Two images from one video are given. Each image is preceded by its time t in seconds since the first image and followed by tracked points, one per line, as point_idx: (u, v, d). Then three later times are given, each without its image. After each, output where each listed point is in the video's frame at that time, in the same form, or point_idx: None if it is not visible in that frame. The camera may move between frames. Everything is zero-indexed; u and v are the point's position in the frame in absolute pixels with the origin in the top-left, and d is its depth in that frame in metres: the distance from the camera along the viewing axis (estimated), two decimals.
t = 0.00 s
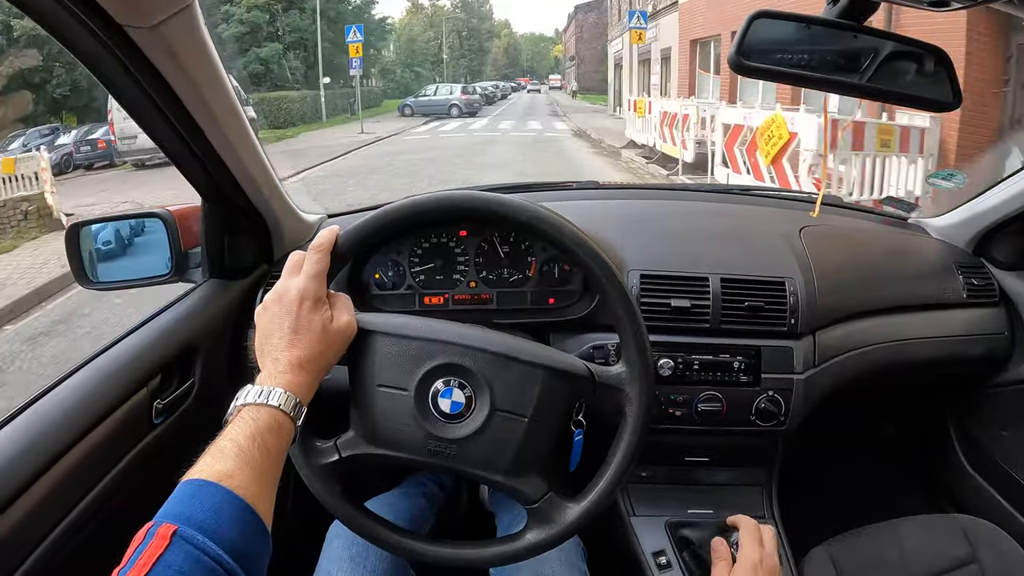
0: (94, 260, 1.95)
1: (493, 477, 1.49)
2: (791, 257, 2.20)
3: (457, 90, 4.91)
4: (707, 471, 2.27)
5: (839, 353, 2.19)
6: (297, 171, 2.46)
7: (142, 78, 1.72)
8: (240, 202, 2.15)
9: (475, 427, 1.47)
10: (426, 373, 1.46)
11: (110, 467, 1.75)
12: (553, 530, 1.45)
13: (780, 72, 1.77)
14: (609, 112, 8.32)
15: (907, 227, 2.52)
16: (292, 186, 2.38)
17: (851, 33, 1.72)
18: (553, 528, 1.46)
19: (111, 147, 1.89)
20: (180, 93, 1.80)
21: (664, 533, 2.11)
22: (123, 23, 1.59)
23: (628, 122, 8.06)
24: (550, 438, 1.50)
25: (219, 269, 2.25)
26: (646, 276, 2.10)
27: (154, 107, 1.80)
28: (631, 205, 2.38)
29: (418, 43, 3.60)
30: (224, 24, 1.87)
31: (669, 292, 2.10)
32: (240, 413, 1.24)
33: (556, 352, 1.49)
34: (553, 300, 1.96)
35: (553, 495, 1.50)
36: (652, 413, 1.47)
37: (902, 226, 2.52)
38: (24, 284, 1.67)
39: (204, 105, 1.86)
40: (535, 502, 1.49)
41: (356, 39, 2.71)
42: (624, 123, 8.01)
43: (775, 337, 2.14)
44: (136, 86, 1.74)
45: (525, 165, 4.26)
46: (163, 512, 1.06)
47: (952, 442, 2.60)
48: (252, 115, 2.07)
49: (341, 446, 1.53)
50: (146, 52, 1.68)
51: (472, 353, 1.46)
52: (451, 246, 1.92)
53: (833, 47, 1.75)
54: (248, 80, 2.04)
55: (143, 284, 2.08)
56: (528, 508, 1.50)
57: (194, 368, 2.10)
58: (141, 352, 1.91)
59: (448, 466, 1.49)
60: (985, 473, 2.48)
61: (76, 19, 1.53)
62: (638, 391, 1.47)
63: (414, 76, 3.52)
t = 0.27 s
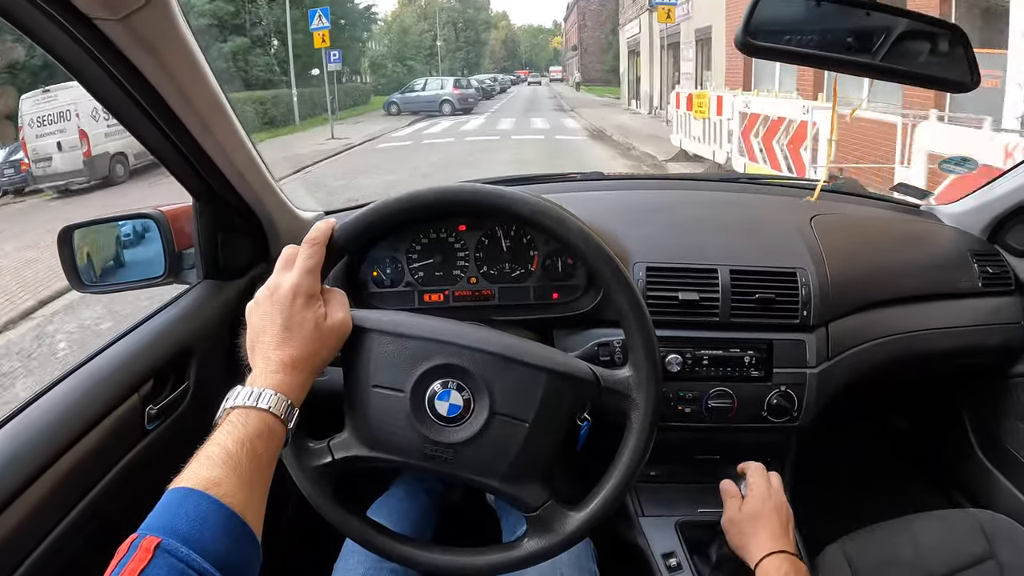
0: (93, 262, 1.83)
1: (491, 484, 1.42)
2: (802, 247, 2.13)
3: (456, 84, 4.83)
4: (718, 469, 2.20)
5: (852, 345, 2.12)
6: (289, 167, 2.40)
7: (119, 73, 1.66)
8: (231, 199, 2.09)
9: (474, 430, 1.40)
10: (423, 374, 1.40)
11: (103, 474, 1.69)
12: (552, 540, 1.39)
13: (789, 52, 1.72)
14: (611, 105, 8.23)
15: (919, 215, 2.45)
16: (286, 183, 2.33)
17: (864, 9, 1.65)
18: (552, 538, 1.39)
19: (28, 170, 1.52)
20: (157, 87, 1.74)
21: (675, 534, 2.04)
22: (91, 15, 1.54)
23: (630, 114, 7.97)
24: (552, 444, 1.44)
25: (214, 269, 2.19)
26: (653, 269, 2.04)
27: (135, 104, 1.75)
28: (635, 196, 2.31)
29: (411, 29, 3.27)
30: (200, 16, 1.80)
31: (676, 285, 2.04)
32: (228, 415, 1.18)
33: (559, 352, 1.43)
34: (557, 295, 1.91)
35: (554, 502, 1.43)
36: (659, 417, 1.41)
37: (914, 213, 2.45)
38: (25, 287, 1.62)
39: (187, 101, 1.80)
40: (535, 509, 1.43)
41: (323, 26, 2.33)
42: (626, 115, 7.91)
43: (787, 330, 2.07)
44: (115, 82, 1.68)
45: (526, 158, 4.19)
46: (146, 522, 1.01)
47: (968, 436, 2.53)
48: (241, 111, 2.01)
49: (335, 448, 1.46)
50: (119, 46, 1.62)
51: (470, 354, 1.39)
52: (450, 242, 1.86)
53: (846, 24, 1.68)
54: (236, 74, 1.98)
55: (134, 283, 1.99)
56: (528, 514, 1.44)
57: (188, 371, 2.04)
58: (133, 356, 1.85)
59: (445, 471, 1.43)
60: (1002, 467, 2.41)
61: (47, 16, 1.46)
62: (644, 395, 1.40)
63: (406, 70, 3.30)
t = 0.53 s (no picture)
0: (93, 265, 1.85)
1: (502, 482, 1.44)
2: (808, 245, 2.13)
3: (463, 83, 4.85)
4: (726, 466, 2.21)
5: (859, 342, 2.13)
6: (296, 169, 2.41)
7: (126, 78, 1.66)
8: (240, 202, 2.11)
9: (484, 430, 1.42)
10: (433, 375, 1.41)
11: (117, 476, 1.71)
12: (562, 537, 1.40)
13: (795, 51, 1.72)
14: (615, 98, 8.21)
15: (925, 211, 2.45)
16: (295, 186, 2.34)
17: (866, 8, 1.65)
18: (563, 535, 1.40)
19: None
20: (167, 95, 1.75)
21: (684, 531, 2.05)
22: (102, 25, 1.54)
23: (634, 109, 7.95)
24: (562, 442, 1.45)
25: (224, 271, 2.21)
26: (660, 268, 2.05)
27: (145, 112, 1.76)
28: (642, 194, 2.33)
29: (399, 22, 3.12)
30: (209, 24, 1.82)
31: (684, 284, 2.05)
32: (239, 420, 1.19)
33: (568, 351, 1.44)
34: (564, 295, 1.92)
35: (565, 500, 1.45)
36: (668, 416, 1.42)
37: (920, 209, 2.45)
38: (35, 291, 1.64)
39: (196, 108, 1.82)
40: (547, 508, 1.44)
41: (272, 13, 2.09)
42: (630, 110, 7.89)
43: (795, 327, 2.08)
44: (124, 89, 1.68)
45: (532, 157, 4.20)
46: (162, 524, 1.03)
47: (975, 431, 2.53)
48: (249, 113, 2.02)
49: (347, 450, 1.48)
50: (128, 56, 1.63)
51: (480, 355, 1.40)
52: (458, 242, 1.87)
53: (849, 22, 1.68)
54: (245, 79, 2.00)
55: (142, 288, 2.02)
56: (540, 513, 1.45)
57: (199, 374, 2.06)
58: (145, 359, 1.87)
59: (456, 471, 1.44)
60: (1009, 463, 2.41)
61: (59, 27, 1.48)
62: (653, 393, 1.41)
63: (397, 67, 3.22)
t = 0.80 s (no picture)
0: (105, 265, 1.85)
1: (524, 476, 1.44)
2: (823, 241, 2.14)
3: (472, 79, 4.84)
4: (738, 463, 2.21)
5: (872, 340, 2.13)
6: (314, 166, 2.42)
7: (146, 67, 1.66)
8: (255, 197, 2.11)
9: (505, 425, 1.42)
10: (454, 369, 1.41)
11: (131, 471, 1.71)
12: (586, 530, 1.40)
13: (813, 48, 1.72)
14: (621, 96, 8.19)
15: (937, 209, 2.45)
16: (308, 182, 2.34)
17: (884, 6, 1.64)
18: (586, 527, 1.40)
19: None
20: (187, 84, 1.75)
21: (697, 527, 2.05)
22: (125, 13, 1.55)
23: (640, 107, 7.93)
24: (584, 435, 1.45)
25: (237, 267, 2.21)
26: (675, 264, 2.06)
27: (164, 103, 1.77)
28: (656, 191, 2.33)
29: (399, 22, 2.89)
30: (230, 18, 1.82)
31: (699, 280, 2.05)
32: (262, 421, 1.19)
33: (588, 345, 1.44)
34: (580, 291, 1.93)
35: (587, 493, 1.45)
36: (689, 407, 1.41)
37: (932, 208, 2.45)
38: (45, 286, 1.64)
39: (215, 100, 1.82)
40: (569, 502, 1.44)
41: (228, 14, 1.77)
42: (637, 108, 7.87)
43: (809, 324, 2.08)
44: (144, 80, 1.69)
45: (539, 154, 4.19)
46: (183, 529, 1.03)
47: (985, 429, 2.53)
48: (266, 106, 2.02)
49: (367, 448, 1.48)
50: (150, 42, 1.63)
51: (500, 349, 1.41)
52: (473, 237, 1.87)
53: (866, 20, 1.67)
54: (262, 76, 2.00)
55: (154, 287, 2.01)
56: (561, 507, 1.45)
57: (213, 369, 2.06)
58: (160, 354, 1.88)
59: (478, 465, 1.45)
60: (1019, 461, 2.41)
61: (80, 16, 1.49)
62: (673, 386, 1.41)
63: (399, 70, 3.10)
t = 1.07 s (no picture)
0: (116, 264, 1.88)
1: (529, 470, 1.48)
2: (821, 246, 2.18)
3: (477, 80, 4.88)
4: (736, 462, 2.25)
5: (869, 343, 2.16)
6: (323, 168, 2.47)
7: (160, 71, 1.70)
8: (265, 198, 2.15)
9: (507, 421, 1.46)
10: (458, 367, 1.46)
11: (141, 465, 1.75)
12: (586, 522, 1.44)
13: (811, 57, 1.76)
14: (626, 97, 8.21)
15: (936, 214, 2.48)
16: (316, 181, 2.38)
17: (882, 16, 1.67)
18: (589, 518, 1.45)
19: None
20: (201, 87, 1.79)
21: (695, 525, 2.09)
22: (146, 20, 1.58)
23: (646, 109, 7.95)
24: (584, 430, 1.49)
25: (246, 265, 2.26)
26: (676, 266, 2.10)
27: (179, 106, 1.81)
28: (657, 195, 2.37)
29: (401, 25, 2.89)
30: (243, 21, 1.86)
31: (699, 282, 2.09)
32: (269, 420, 1.23)
33: (588, 341, 1.48)
34: (582, 292, 1.96)
35: (588, 487, 1.49)
36: (685, 400, 1.45)
37: (930, 212, 2.48)
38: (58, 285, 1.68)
39: (228, 104, 1.87)
40: (571, 495, 1.48)
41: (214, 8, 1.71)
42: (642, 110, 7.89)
43: (807, 326, 2.12)
44: (158, 83, 1.73)
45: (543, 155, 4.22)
46: (192, 524, 1.07)
47: (982, 431, 2.56)
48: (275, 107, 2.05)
49: (374, 445, 1.52)
50: (168, 49, 1.67)
51: (503, 346, 1.44)
52: (478, 238, 1.91)
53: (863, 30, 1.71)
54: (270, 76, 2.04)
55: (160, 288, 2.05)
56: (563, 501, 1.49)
57: (222, 365, 2.11)
58: (170, 351, 1.92)
59: (482, 460, 1.49)
60: (1014, 464, 2.44)
61: (97, 21, 1.53)
62: (670, 382, 1.45)
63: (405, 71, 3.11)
